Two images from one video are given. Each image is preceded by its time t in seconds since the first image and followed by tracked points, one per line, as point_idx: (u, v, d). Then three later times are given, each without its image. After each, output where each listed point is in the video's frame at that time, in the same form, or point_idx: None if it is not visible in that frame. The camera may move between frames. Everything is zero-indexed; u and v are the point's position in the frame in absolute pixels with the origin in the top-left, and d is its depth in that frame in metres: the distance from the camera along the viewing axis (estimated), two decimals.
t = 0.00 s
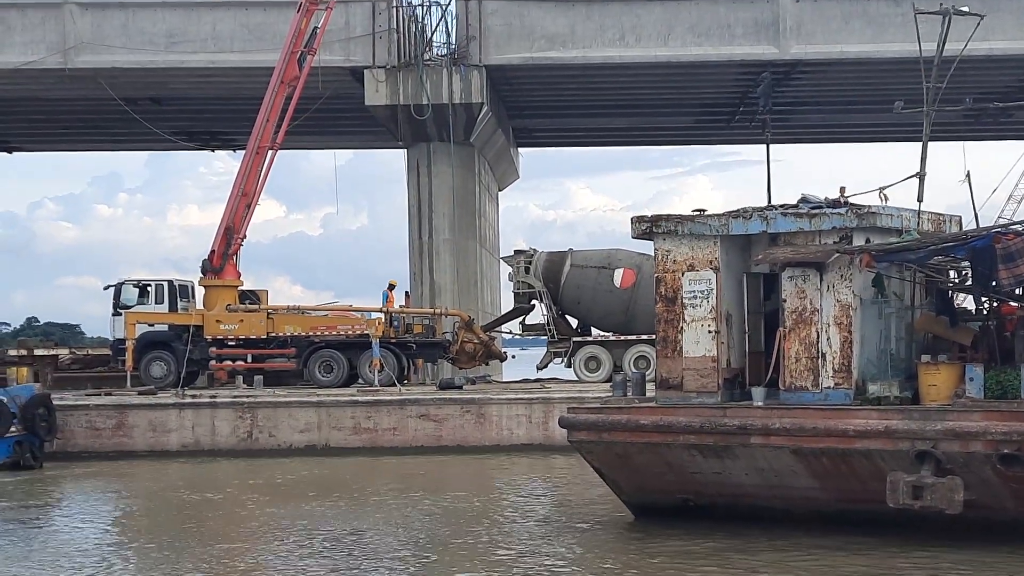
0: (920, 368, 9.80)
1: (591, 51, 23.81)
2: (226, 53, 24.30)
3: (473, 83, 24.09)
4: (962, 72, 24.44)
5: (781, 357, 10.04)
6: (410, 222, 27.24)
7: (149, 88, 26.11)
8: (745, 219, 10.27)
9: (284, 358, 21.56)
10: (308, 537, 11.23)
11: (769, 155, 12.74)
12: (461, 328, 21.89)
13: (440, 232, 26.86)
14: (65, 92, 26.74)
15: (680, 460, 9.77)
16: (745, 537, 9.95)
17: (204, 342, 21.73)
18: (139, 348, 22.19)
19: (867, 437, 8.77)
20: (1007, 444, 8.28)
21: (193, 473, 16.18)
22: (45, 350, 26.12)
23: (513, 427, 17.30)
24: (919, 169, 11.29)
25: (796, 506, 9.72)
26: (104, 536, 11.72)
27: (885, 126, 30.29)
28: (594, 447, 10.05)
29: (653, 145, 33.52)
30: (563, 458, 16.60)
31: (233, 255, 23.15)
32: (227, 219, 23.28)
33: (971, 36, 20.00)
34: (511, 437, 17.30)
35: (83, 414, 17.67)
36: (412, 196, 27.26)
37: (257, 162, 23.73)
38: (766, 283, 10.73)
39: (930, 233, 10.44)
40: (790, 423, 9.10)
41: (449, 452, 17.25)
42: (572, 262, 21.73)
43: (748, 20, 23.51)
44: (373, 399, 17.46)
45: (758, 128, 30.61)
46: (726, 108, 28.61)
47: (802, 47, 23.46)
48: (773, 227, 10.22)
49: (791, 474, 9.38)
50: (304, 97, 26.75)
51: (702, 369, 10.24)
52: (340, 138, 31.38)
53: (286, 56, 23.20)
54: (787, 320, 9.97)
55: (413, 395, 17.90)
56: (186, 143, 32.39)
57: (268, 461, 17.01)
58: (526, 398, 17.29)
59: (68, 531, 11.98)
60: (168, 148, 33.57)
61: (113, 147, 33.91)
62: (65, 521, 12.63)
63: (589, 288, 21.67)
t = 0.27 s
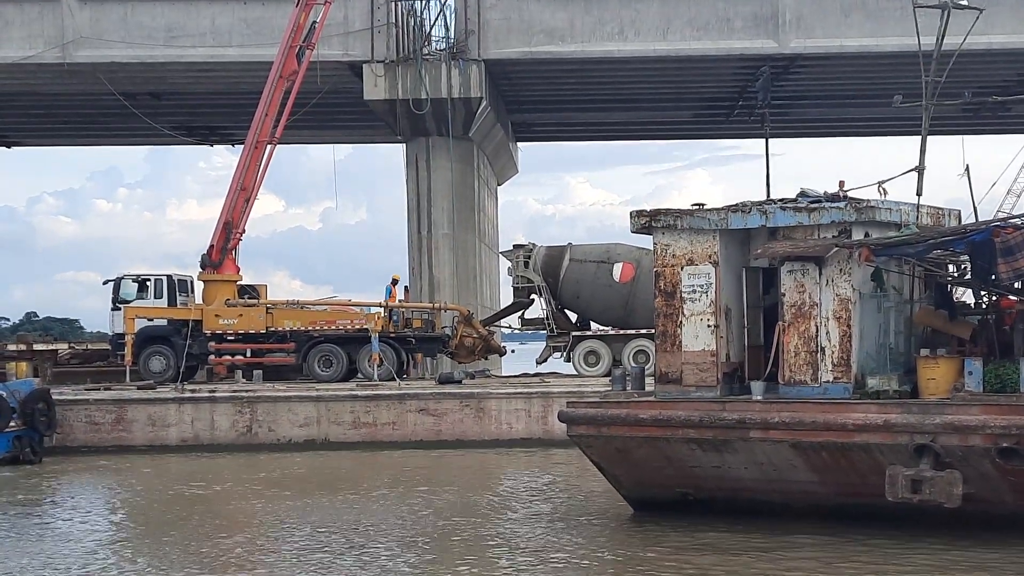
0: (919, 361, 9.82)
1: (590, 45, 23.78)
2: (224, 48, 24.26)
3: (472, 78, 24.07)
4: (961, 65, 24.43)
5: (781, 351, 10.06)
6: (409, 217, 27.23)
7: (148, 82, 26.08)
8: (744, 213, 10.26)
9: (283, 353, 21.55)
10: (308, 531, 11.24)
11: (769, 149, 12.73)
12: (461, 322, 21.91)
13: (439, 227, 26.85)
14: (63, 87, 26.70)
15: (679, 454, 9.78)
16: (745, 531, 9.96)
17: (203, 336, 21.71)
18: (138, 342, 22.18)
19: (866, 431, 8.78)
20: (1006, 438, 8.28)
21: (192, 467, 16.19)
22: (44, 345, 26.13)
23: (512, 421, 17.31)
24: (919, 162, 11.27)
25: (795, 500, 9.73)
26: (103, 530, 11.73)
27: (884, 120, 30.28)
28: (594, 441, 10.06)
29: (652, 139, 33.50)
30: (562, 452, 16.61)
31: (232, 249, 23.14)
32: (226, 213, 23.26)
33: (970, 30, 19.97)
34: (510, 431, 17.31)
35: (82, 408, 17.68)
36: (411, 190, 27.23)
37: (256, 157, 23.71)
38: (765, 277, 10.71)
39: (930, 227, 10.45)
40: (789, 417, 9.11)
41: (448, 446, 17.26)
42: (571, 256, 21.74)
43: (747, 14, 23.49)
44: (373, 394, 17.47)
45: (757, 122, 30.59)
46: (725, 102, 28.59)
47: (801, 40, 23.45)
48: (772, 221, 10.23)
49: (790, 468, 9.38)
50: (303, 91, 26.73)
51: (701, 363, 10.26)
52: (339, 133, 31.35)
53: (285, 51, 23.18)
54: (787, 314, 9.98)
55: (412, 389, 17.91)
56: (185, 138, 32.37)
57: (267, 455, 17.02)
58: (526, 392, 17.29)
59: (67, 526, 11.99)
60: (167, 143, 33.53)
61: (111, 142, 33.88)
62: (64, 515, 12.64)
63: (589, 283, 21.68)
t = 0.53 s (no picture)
0: (916, 356, 9.84)
1: (587, 40, 23.78)
2: (222, 43, 24.25)
3: (470, 72, 24.10)
4: (958, 60, 24.45)
5: (778, 346, 10.09)
6: (406, 211, 27.23)
7: (146, 77, 26.07)
8: (742, 208, 10.29)
9: (281, 347, 21.57)
10: (306, 526, 11.28)
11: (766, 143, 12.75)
12: (458, 316, 21.96)
13: (437, 221, 26.87)
14: (61, 81, 26.68)
15: (677, 448, 9.81)
16: (742, 525, 10.00)
17: (200, 331, 21.73)
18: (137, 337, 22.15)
19: (864, 425, 8.81)
20: (1003, 432, 8.32)
21: (190, 462, 16.22)
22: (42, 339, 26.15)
23: (510, 415, 17.34)
24: (916, 156, 11.29)
25: (793, 494, 9.77)
26: (102, 524, 11.76)
27: (882, 114, 30.29)
28: (592, 436, 10.09)
29: (650, 133, 33.50)
30: (559, 446, 16.65)
31: (230, 244, 23.15)
32: (224, 208, 23.27)
33: (968, 25, 19.98)
34: (508, 425, 17.34)
35: (80, 403, 17.70)
36: (409, 184, 27.24)
37: (254, 151, 23.70)
38: (762, 272, 10.73)
39: (927, 221, 10.47)
40: (786, 412, 9.14)
41: (446, 440, 17.30)
42: (569, 250, 21.77)
43: (744, 8, 23.48)
44: (370, 388, 17.50)
45: (755, 117, 30.60)
46: (723, 96, 28.59)
47: (798, 36, 23.46)
48: (770, 216, 10.25)
49: (787, 462, 9.42)
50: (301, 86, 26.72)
51: (698, 358, 10.29)
52: (337, 127, 31.35)
53: (283, 45, 23.17)
54: (784, 309, 10.02)
55: (410, 383, 17.94)
56: (183, 132, 32.35)
57: (265, 450, 17.05)
58: (523, 386, 17.32)
59: (66, 520, 12.02)
60: (164, 137, 33.52)
61: (109, 136, 33.86)
62: (62, 510, 12.67)
63: (586, 277, 21.70)
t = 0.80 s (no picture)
0: (913, 354, 9.85)
1: (584, 38, 23.76)
2: (219, 41, 24.23)
3: (467, 71, 24.09)
4: (954, 59, 24.46)
5: (775, 344, 10.10)
6: (403, 209, 27.21)
7: (142, 75, 26.04)
8: (739, 206, 10.27)
9: (278, 345, 21.55)
10: (303, 524, 11.28)
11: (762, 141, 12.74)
12: (455, 314, 21.88)
13: (434, 219, 26.87)
14: (57, 79, 26.64)
15: (674, 447, 9.82)
16: (739, 523, 10.00)
17: (197, 329, 21.75)
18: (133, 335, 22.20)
19: (861, 424, 8.81)
20: (1000, 431, 8.32)
21: (187, 460, 16.21)
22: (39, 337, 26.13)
23: (507, 413, 17.34)
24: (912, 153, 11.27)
25: (790, 492, 9.78)
26: (98, 522, 11.76)
27: (878, 112, 30.30)
28: (589, 434, 10.10)
29: (647, 131, 33.50)
30: (556, 444, 16.65)
31: (227, 242, 23.13)
32: (221, 206, 23.25)
33: (964, 24, 19.98)
34: (505, 423, 17.34)
35: (77, 401, 17.69)
36: (406, 182, 27.22)
37: (251, 149, 23.68)
38: (759, 270, 10.80)
39: (924, 220, 10.45)
40: (783, 410, 9.14)
41: (443, 438, 17.30)
42: (566, 248, 21.77)
43: (741, 6, 23.48)
44: (367, 386, 17.49)
45: (752, 115, 30.60)
46: (720, 94, 28.60)
47: (795, 33, 23.47)
48: (767, 214, 10.25)
49: (784, 461, 9.43)
50: (298, 84, 26.70)
51: (695, 356, 10.29)
52: (334, 125, 31.33)
53: (280, 43, 23.14)
54: (781, 307, 10.02)
55: (407, 381, 17.94)
56: (180, 130, 32.32)
57: (262, 448, 17.05)
58: (520, 384, 17.32)
59: (62, 518, 12.02)
60: (161, 135, 33.49)
61: (106, 134, 33.82)
62: (59, 508, 12.67)
63: (583, 275, 21.70)
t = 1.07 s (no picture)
0: (909, 354, 9.82)
1: (580, 36, 23.72)
2: (215, 39, 24.17)
3: (463, 69, 23.98)
4: (951, 58, 24.46)
5: (770, 344, 10.07)
6: (399, 208, 27.18)
7: (138, 73, 25.97)
8: (735, 206, 10.26)
9: (273, 344, 21.51)
10: (298, 524, 11.23)
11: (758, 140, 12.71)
12: (450, 314, 21.83)
13: (429, 218, 26.82)
14: (53, 78, 26.56)
15: (669, 447, 9.79)
16: (734, 523, 9.98)
17: (193, 329, 21.74)
18: (128, 334, 22.19)
19: (856, 424, 8.80)
20: (996, 431, 8.29)
21: (183, 459, 16.16)
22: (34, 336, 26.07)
23: (502, 413, 17.31)
24: (908, 153, 11.24)
25: (785, 493, 9.75)
26: (92, 522, 11.70)
27: (874, 112, 30.30)
28: (584, 434, 10.07)
29: (643, 131, 33.47)
30: (551, 444, 16.62)
31: (222, 240, 23.07)
32: (216, 205, 23.19)
33: (960, 23, 19.97)
34: (500, 423, 17.31)
35: (72, 400, 17.64)
36: (402, 181, 27.18)
37: (247, 148, 23.63)
38: (755, 270, 10.76)
39: (920, 220, 10.42)
40: (779, 410, 9.12)
41: (438, 438, 17.26)
42: (561, 248, 21.74)
43: (737, 5, 23.46)
44: (362, 385, 17.45)
45: (748, 114, 30.59)
46: (716, 93, 28.57)
47: (792, 32, 23.45)
48: (762, 214, 10.22)
49: (780, 461, 9.41)
50: (294, 82, 26.65)
51: (691, 356, 10.27)
52: (330, 124, 31.27)
53: (276, 42, 23.08)
54: (777, 307, 9.99)
55: (402, 381, 17.91)
56: (176, 129, 32.25)
57: (257, 448, 17.00)
58: (515, 384, 17.29)
59: (57, 517, 11.98)
60: (157, 134, 33.42)
61: (101, 133, 33.74)
62: (54, 507, 12.62)
63: (578, 275, 21.68)
